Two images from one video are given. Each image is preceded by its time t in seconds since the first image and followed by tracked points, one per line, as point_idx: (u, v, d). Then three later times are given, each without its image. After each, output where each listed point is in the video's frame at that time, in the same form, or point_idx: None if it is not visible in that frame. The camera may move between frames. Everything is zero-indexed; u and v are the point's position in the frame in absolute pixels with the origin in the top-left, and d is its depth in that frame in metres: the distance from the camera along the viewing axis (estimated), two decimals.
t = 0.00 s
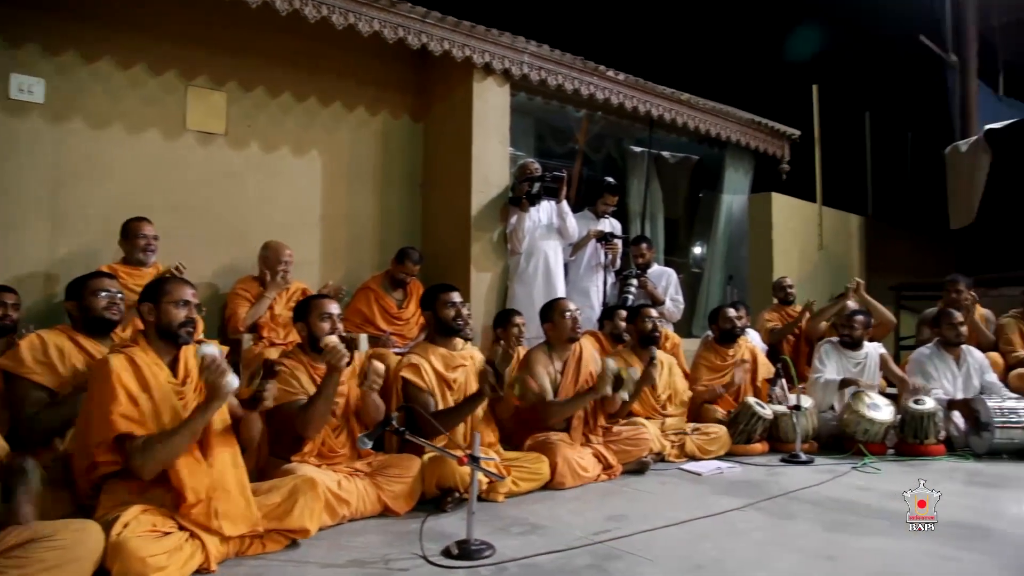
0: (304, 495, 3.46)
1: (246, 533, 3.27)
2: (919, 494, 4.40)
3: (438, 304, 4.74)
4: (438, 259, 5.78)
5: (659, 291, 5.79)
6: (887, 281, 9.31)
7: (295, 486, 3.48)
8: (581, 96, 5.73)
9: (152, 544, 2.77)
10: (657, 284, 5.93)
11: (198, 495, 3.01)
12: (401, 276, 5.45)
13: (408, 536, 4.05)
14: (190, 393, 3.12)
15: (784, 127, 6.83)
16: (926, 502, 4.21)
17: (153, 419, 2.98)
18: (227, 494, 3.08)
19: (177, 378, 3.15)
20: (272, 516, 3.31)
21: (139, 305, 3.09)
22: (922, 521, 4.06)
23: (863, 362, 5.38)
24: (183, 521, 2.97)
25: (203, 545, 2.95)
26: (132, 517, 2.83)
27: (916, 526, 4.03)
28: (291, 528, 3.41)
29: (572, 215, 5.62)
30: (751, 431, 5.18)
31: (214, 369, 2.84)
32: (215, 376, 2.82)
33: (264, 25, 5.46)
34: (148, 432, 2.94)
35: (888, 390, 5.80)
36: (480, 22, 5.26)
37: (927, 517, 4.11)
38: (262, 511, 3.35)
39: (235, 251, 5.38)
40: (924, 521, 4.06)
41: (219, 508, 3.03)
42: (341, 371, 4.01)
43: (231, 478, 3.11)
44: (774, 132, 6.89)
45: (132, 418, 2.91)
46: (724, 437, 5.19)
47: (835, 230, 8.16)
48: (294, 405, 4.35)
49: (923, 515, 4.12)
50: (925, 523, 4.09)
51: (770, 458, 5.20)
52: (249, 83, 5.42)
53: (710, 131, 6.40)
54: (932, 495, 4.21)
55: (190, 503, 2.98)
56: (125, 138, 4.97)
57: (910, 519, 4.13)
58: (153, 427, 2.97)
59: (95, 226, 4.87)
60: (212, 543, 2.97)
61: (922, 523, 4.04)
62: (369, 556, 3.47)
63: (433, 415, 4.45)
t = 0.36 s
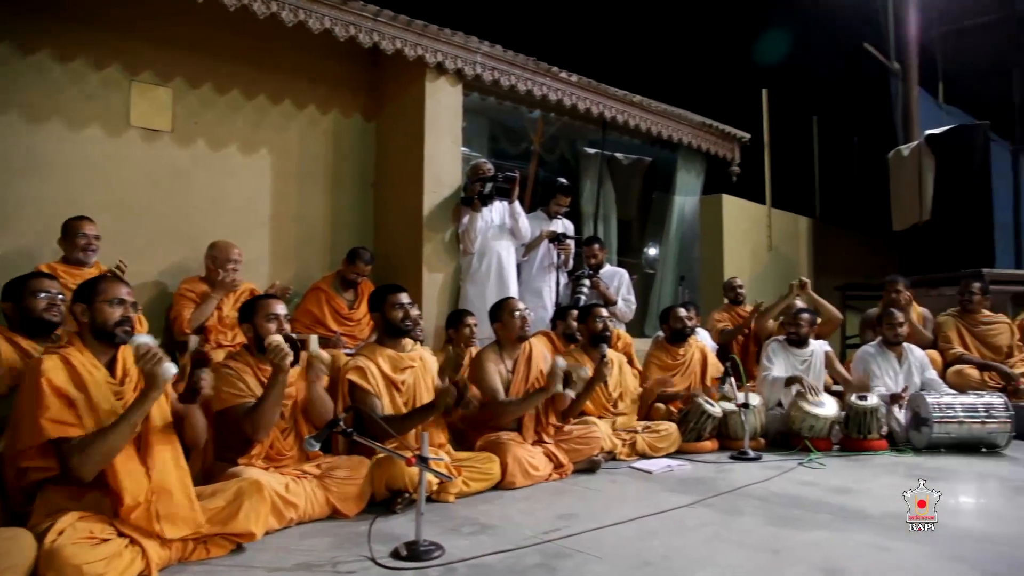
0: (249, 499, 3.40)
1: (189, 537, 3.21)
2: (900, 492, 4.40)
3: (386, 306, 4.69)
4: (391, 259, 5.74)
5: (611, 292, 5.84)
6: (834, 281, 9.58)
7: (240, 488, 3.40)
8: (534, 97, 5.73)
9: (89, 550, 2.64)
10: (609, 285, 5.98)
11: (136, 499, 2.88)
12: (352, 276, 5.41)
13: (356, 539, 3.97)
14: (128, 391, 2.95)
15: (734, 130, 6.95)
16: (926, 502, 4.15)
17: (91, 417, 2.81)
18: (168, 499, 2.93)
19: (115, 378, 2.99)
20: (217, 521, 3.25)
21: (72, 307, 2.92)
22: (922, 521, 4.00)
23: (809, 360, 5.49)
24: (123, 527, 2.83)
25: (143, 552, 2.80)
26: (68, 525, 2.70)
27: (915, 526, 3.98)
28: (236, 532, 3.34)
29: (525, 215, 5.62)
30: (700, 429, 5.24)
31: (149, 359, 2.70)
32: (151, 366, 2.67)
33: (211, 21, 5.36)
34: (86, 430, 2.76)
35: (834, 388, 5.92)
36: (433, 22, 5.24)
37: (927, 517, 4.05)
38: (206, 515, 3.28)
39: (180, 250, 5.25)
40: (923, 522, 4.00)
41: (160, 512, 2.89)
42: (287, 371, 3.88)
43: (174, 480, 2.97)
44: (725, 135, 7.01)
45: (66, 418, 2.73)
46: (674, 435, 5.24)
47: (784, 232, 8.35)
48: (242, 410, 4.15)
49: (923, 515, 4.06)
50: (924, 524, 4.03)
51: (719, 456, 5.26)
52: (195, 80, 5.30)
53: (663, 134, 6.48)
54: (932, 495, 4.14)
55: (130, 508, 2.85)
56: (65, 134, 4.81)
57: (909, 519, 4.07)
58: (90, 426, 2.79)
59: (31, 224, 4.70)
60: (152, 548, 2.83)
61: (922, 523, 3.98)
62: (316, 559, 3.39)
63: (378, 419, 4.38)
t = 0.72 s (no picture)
0: (201, 502, 3.32)
1: (139, 545, 3.11)
2: (901, 492, 4.38)
3: (344, 308, 4.64)
4: (348, 261, 5.68)
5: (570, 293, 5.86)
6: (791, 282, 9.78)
7: (192, 492, 3.33)
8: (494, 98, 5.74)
9: (32, 559, 2.53)
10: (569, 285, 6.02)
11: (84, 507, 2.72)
12: (310, 277, 5.35)
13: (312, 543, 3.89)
14: (75, 397, 2.82)
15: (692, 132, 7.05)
16: (926, 502, 4.12)
17: (37, 420, 2.70)
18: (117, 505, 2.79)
19: (60, 383, 2.83)
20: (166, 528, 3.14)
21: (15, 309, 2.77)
22: (921, 521, 3.97)
23: (765, 359, 5.56)
24: (70, 535, 2.70)
25: (89, 563, 2.69)
26: (9, 533, 2.57)
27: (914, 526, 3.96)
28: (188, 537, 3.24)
29: (484, 217, 5.61)
30: (659, 429, 5.27)
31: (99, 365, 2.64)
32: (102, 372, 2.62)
33: (164, 17, 5.26)
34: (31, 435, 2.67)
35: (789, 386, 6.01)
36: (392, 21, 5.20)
37: (927, 517, 4.02)
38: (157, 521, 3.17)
39: (132, 250, 5.13)
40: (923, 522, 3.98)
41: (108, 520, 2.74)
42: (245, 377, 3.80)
43: (122, 487, 2.83)
44: (684, 137, 7.11)
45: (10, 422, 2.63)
46: (633, 435, 5.26)
47: (743, 234, 8.50)
48: (195, 412, 4.03)
49: (923, 515, 4.04)
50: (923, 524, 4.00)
51: (678, 454, 5.30)
52: (147, 76, 5.19)
53: (623, 136, 6.54)
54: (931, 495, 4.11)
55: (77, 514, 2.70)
56: (8, 130, 4.65)
57: (908, 519, 4.05)
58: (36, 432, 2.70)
59: None
60: (101, 557, 2.72)
61: (921, 523, 3.95)
62: (270, 563, 3.31)
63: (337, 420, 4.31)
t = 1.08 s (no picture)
0: (152, 506, 3.00)
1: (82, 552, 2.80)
2: (901, 492, 4.36)
3: (300, 310, 4.59)
4: (306, 261, 5.62)
5: (530, 294, 5.88)
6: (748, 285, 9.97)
7: (141, 496, 3.01)
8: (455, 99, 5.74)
9: None
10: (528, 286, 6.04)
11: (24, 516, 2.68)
12: (267, 278, 5.27)
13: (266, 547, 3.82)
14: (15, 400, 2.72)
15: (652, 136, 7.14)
16: (926, 502, 4.10)
17: None
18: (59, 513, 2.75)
19: None
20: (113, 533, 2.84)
21: None
22: (922, 521, 3.95)
23: (721, 360, 5.63)
24: (9, 544, 2.66)
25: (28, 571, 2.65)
26: None
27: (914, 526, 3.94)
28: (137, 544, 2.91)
29: (443, 219, 5.61)
30: (616, 429, 5.30)
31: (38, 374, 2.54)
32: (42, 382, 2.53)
33: (116, 12, 5.13)
34: None
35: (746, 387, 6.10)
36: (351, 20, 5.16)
37: (927, 517, 4.00)
38: (102, 528, 2.87)
39: (82, 250, 4.99)
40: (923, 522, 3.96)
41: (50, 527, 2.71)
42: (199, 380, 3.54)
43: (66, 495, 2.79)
44: (643, 141, 7.21)
45: None
46: (591, 436, 5.28)
47: (700, 236, 8.67)
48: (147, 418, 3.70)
49: (923, 514, 4.01)
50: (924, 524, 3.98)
51: (635, 454, 5.34)
52: (99, 73, 5.06)
53: (583, 139, 6.59)
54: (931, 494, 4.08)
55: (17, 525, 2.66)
56: None
57: (909, 519, 4.03)
58: None
59: None
60: (42, 565, 2.69)
61: (922, 523, 3.93)
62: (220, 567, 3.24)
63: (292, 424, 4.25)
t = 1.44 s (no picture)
0: (87, 511, 2.94)
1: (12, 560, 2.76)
2: (901, 492, 4.40)
3: (248, 309, 4.47)
4: (256, 260, 5.54)
5: (483, 294, 5.88)
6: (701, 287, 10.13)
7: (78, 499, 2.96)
8: (409, 99, 5.69)
9: None
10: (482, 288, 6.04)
11: None
12: (216, 277, 5.17)
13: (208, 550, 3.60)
14: None
15: (607, 139, 7.22)
16: (926, 501, 4.11)
17: None
18: None
19: None
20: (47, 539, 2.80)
21: None
22: (921, 521, 3.97)
23: (672, 361, 5.70)
24: None
25: None
26: None
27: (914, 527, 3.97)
28: (72, 550, 2.87)
29: (397, 219, 5.56)
30: (567, 430, 5.32)
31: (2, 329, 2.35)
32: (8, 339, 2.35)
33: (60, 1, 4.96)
34: None
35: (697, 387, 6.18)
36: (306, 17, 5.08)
37: (927, 517, 4.02)
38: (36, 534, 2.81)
39: (21, 245, 4.81)
40: (921, 522, 3.98)
41: None
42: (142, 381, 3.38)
43: None
44: (599, 143, 7.32)
45: None
46: (543, 437, 5.29)
47: (653, 239, 8.82)
48: (86, 419, 3.50)
49: (923, 514, 4.03)
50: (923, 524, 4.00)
51: (586, 455, 5.37)
52: (41, 63, 4.88)
53: (539, 141, 6.62)
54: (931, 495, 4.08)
55: None
56: None
57: (908, 518, 4.05)
58: None
59: None
60: None
61: (921, 523, 3.95)
62: (157, 571, 3.12)
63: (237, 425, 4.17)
